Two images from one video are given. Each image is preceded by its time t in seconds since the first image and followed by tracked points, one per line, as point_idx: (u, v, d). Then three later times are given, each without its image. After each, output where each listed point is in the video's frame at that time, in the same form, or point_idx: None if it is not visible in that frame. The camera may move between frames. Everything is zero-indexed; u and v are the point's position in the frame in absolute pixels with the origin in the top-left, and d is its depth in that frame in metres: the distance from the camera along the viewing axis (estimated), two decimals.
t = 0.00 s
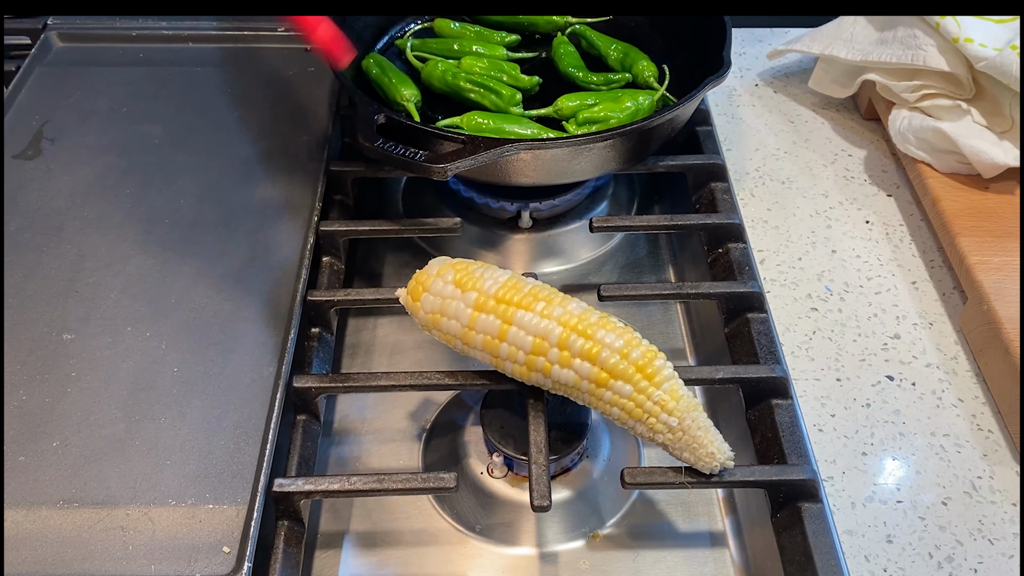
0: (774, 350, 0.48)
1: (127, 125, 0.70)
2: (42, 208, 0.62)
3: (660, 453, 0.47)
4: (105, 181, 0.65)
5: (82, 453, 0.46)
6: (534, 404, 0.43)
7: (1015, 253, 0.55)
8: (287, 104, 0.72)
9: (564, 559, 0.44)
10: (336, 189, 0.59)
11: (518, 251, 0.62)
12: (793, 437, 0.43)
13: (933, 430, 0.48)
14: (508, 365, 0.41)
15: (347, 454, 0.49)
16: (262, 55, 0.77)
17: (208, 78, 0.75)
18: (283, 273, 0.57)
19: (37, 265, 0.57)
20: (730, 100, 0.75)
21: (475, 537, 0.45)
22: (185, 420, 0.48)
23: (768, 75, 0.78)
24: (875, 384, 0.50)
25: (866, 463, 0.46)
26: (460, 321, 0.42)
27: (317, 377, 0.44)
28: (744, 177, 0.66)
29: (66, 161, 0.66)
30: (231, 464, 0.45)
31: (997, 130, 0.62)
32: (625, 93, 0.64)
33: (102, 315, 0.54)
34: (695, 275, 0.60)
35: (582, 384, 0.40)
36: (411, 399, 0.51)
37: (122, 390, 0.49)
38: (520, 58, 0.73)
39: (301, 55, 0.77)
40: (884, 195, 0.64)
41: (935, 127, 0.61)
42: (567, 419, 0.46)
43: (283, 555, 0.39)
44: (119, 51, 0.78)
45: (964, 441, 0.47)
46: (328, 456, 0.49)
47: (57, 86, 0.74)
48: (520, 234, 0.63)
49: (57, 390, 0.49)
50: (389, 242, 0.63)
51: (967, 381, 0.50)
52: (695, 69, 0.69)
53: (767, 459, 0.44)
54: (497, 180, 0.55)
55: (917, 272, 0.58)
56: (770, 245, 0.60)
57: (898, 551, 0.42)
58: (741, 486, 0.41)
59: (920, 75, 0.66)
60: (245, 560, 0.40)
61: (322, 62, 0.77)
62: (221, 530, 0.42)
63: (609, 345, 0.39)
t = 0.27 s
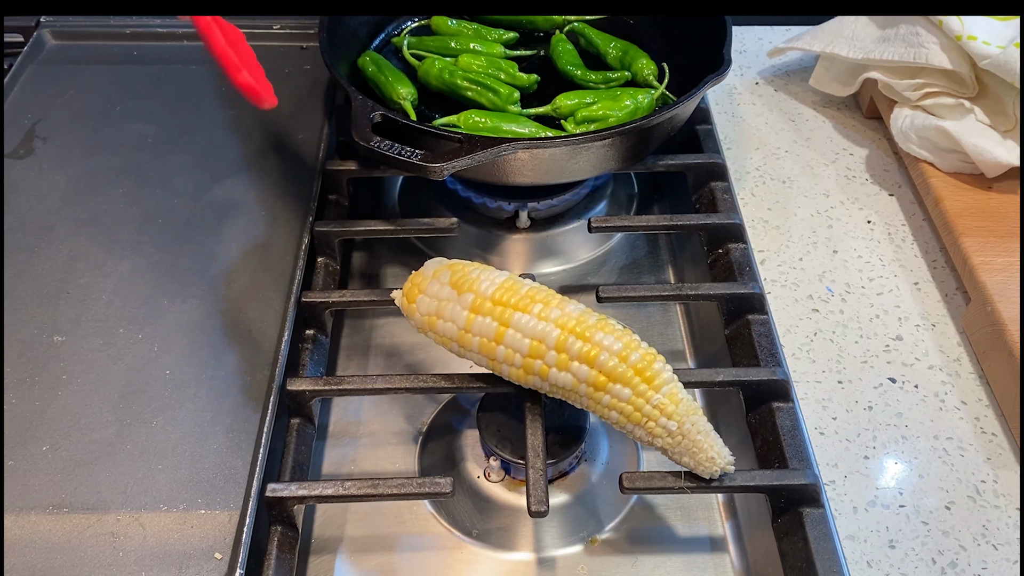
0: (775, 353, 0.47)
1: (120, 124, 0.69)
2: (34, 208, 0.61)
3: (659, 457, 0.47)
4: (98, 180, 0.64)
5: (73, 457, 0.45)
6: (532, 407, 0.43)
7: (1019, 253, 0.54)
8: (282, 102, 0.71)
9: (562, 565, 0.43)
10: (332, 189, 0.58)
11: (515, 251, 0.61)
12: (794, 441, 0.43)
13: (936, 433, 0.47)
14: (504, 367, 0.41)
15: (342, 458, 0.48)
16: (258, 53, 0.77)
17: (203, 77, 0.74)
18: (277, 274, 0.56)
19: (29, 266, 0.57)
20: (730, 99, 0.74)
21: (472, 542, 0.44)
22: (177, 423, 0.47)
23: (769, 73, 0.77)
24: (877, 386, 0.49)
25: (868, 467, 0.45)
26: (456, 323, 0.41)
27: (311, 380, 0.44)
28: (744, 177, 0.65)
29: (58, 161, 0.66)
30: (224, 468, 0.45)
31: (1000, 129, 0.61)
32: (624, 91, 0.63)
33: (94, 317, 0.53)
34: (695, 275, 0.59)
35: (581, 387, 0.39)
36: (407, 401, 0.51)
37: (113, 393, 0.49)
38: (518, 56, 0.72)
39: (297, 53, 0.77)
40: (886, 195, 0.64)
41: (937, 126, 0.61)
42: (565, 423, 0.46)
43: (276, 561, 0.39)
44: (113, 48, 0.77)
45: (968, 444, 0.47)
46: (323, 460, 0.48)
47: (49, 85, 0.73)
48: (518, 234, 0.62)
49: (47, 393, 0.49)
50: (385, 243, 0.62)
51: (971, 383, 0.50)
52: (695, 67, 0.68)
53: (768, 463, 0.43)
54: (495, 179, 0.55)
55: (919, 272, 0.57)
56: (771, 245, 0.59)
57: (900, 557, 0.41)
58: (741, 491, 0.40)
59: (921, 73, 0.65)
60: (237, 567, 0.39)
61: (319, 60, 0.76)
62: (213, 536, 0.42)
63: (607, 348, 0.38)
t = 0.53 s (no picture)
0: (773, 351, 0.47)
1: (118, 122, 0.69)
2: (32, 207, 0.61)
3: (657, 455, 0.47)
4: (96, 179, 0.64)
5: (71, 455, 0.45)
6: (530, 406, 0.43)
7: (1018, 252, 0.54)
8: (280, 101, 0.71)
9: (560, 563, 0.43)
10: (330, 187, 0.58)
11: (514, 250, 0.61)
12: (792, 440, 0.43)
13: (934, 432, 0.47)
14: (502, 366, 0.41)
15: (340, 457, 0.48)
16: (256, 51, 0.77)
17: (201, 75, 0.74)
18: (276, 272, 0.56)
19: (27, 264, 0.57)
20: (729, 97, 0.74)
21: (470, 540, 0.44)
22: (175, 422, 0.47)
23: (768, 71, 0.77)
24: (875, 385, 0.49)
25: (866, 465, 0.45)
26: (454, 322, 0.41)
27: (309, 379, 0.44)
28: (743, 175, 0.65)
29: (56, 159, 0.65)
30: (222, 467, 0.45)
31: (999, 128, 0.61)
32: (623, 90, 0.63)
33: (92, 316, 0.53)
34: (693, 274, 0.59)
35: (579, 385, 0.39)
36: (405, 400, 0.51)
37: (111, 391, 0.49)
38: (517, 55, 0.72)
39: (295, 52, 0.76)
40: (884, 194, 0.64)
41: (936, 125, 0.61)
42: (563, 421, 0.45)
43: (274, 559, 0.39)
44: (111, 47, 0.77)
45: (966, 443, 0.47)
46: (321, 458, 0.48)
47: (48, 83, 0.73)
48: (517, 233, 0.62)
49: (44, 391, 0.49)
50: (384, 241, 0.62)
51: (969, 382, 0.50)
52: (693, 66, 0.68)
53: (766, 462, 0.43)
54: (493, 178, 0.55)
55: (917, 271, 0.57)
56: (770, 243, 0.59)
57: (899, 555, 0.41)
58: (739, 489, 0.40)
59: (920, 72, 0.65)
60: (235, 565, 0.39)
61: (317, 58, 0.76)
62: (211, 534, 0.42)
63: (605, 346, 0.38)
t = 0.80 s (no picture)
0: (772, 350, 0.48)
1: (123, 124, 0.70)
2: (38, 207, 0.62)
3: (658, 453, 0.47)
4: (101, 180, 0.64)
5: (78, 453, 0.46)
6: (532, 404, 0.43)
7: (1015, 252, 0.54)
8: (284, 103, 0.71)
9: (561, 559, 0.44)
10: (333, 188, 0.59)
11: (516, 250, 0.62)
12: (791, 437, 0.43)
13: (931, 430, 0.47)
14: (505, 364, 0.41)
15: (344, 454, 0.49)
16: (260, 53, 0.77)
17: (205, 77, 0.75)
18: (279, 272, 0.57)
19: (33, 264, 0.57)
20: (729, 99, 0.74)
21: (473, 537, 0.45)
22: (181, 420, 0.47)
23: (767, 73, 0.77)
24: (874, 384, 0.50)
25: (864, 463, 0.46)
26: (457, 321, 0.42)
27: (314, 377, 0.44)
28: (743, 176, 0.66)
29: (62, 160, 0.66)
30: (228, 464, 0.45)
31: (996, 129, 0.62)
32: (623, 91, 0.64)
33: (98, 315, 0.54)
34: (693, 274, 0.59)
35: (580, 384, 0.39)
36: (408, 398, 0.51)
37: (117, 390, 0.49)
38: (518, 57, 0.72)
39: (298, 54, 0.77)
40: (883, 194, 0.64)
41: (934, 126, 0.61)
42: (565, 419, 0.46)
43: (280, 555, 0.39)
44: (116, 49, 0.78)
45: (963, 441, 0.47)
46: (325, 456, 0.49)
47: (53, 85, 0.73)
48: (518, 233, 0.63)
49: (52, 390, 0.49)
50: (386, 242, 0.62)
51: (967, 380, 0.50)
52: (694, 68, 0.69)
53: (765, 459, 0.44)
54: (495, 179, 0.55)
55: (915, 271, 0.58)
56: (769, 244, 0.59)
57: (897, 552, 0.42)
58: (739, 486, 0.40)
59: (918, 73, 0.66)
60: (241, 561, 0.40)
61: (320, 60, 0.76)
62: (217, 531, 0.42)
63: (607, 345, 0.39)
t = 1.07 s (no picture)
0: (772, 348, 0.48)
1: (128, 124, 0.70)
2: (44, 207, 0.62)
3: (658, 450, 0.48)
4: (106, 179, 0.65)
5: (85, 450, 0.46)
6: (534, 401, 0.44)
7: (1012, 252, 0.55)
8: (287, 103, 0.72)
9: (563, 555, 0.44)
10: (336, 188, 0.59)
11: (517, 249, 0.62)
12: (790, 435, 0.44)
13: (929, 427, 0.48)
14: (507, 362, 0.42)
15: (347, 452, 0.49)
16: (263, 54, 0.78)
17: (208, 78, 0.75)
18: (283, 271, 0.57)
19: (39, 263, 0.58)
20: (728, 100, 0.75)
21: (475, 533, 0.45)
22: (186, 417, 0.48)
23: (767, 74, 0.78)
24: (872, 382, 0.50)
25: (863, 460, 0.46)
26: (460, 319, 0.42)
27: (318, 375, 0.45)
28: (742, 176, 0.66)
29: (67, 160, 0.66)
30: (233, 461, 0.46)
31: (994, 129, 0.62)
32: (624, 92, 0.64)
33: (103, 313, 0.54)
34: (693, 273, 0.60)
35: (582, 381, 0.40)
36: (410, 396, 0.52)
37: (123, 387, 0.50)
38: (519, 58, 0.73)
39: (301, 55, 0.77)
40: (881, 194, 0.65)
41: (931, 126, 0.62)
42: (566, 417, 0.46)
43: (284, 550, 0.40)
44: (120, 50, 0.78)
45: (960, 438, 0.47)
46: (329, 453, 0.49)
47: (58, 85, 0.74)
48: (519, 233, 0.63)
49: (58, 387, 0.50)
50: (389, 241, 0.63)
51: (964, 378, 0.51)
52: (694, 69, 0.69)
53: (764, 456, 0.44)
54: (497, 179, 0.56)
55: (913, 270, 0.58)
56: (769, 243, 0.60)
57: (894, 547, 0.42)
58: (738, 482, 0.41)
59: (916, 74, 0.66)
60: (246, 556, 0.40)
61: (323, 61, 0.77)
62: (222, 526, 0.43)
63: (607, 342, 0.39)
